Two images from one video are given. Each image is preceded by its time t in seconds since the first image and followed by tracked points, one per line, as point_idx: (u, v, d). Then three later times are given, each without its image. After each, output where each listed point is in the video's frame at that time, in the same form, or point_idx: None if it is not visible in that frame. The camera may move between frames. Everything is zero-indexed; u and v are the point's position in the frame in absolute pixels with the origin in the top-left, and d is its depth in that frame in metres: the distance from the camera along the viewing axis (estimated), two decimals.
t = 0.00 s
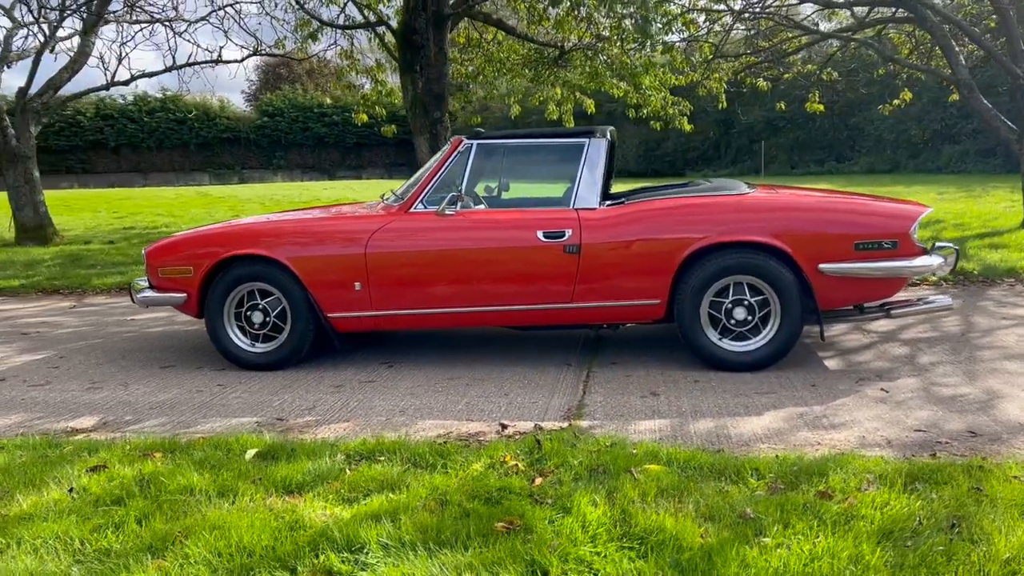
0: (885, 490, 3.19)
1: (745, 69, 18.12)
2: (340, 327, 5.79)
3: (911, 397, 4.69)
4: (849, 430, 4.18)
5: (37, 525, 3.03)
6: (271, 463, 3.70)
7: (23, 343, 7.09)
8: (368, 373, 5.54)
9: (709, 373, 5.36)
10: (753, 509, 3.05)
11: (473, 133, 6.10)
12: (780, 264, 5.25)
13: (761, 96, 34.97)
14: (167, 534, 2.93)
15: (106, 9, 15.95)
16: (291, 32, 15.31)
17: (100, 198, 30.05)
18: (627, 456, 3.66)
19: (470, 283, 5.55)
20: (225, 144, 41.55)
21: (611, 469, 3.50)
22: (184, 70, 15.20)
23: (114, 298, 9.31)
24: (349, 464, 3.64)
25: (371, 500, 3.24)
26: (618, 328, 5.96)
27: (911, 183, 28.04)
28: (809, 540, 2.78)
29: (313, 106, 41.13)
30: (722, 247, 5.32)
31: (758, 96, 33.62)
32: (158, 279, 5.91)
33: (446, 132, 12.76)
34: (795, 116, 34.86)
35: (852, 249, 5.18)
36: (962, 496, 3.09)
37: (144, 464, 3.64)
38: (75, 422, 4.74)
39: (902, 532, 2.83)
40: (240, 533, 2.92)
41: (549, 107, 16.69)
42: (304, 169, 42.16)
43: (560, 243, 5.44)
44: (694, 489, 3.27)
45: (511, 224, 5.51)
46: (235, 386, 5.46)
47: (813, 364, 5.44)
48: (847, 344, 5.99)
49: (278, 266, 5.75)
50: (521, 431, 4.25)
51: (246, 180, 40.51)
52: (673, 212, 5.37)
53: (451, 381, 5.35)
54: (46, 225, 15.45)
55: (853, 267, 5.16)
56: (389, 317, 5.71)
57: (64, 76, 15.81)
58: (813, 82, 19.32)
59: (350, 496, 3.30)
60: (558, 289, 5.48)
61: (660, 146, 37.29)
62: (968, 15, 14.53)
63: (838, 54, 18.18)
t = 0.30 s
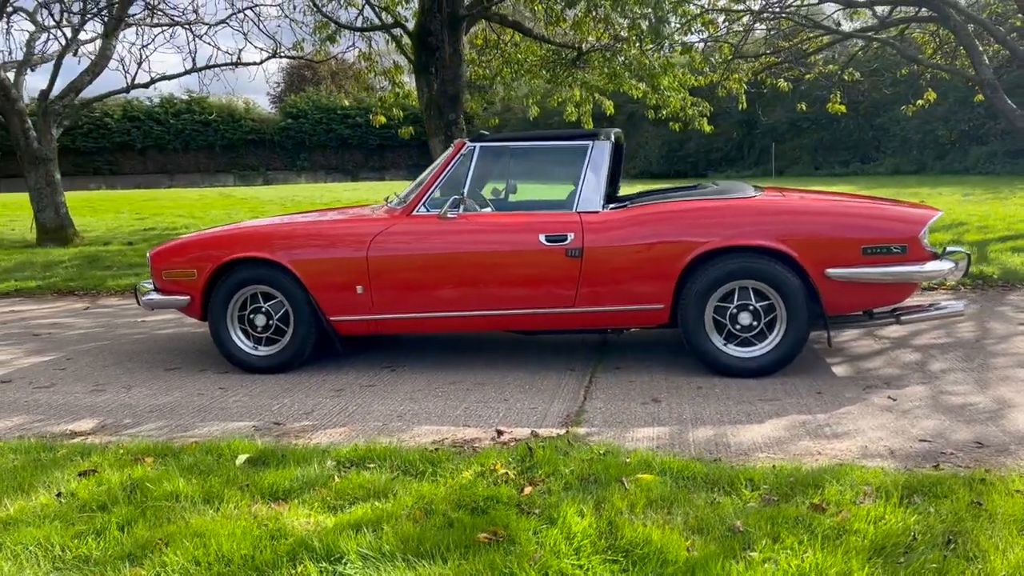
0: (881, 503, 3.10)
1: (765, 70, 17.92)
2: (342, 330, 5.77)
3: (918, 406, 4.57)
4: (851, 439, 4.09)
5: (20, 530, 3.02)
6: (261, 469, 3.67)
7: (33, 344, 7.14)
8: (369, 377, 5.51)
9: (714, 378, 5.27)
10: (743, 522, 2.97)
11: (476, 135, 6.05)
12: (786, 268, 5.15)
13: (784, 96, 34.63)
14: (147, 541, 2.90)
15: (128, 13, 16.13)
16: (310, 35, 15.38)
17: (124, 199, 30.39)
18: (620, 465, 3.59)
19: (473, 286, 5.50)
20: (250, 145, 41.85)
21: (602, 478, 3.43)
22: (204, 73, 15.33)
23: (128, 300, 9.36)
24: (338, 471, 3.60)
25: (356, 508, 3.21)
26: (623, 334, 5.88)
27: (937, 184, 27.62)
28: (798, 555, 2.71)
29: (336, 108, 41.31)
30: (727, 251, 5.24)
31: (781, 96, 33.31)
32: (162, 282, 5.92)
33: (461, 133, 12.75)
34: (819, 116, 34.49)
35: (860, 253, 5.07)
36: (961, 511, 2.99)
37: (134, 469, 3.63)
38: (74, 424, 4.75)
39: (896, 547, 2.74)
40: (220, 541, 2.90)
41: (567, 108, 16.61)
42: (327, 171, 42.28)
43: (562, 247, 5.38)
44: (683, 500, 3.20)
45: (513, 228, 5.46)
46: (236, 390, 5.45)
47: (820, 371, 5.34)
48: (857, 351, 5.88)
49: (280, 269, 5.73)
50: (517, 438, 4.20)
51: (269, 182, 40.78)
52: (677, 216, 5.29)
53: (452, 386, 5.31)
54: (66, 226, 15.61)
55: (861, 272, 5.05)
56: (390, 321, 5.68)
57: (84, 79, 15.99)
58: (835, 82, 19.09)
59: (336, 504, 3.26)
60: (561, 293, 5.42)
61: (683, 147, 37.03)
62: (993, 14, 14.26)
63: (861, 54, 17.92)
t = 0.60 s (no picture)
0: (876, 513, 3.03)
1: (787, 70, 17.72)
2: (346, 332, 5.77)
3: (925, 412, 4.48)
4: (852, 446, 4.01)
5: (9, 532, 3.04)
6: (253, 471, 3.67)
7: (45, 344, 7.21)
8: (372, 380, 5.50)
9: (718, 382, 5.20)
10: (732, 531, 2.92)
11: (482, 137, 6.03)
12: (791, 271, 5.08)
13: (808, 96, 34.28)
14: (132, 544, 2.91)
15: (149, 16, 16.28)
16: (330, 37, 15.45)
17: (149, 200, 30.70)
18: (612, 470, 3.55)
19: (477, 289, 5.48)
20: (275, 146, 42.12)
21: (594, 484, 3.40)
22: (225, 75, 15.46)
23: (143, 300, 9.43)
24: (330, 474, 3.59)
25: (343, 512, 3.19)
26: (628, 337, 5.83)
27: (964, 185, 27.20)
28: (785, 567, 2.65)
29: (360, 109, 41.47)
30: (732, 254, 5.17)
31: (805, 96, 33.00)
32: (169, 283, 5.95)
33: (478, 133, 12.73)
34: (844, 117, 34.11)
35: (867, 256, 4.98)
36: (957, 522, 2.92)
37: (127, 471, 3.64)
38: (77, 425, 4.79)
39: (886, 559, 2.68)
40: (204, 544, 2.89)
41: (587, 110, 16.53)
42: (351, 172, 42.43)
43: (565, 249, 5.34)
44: (674, 507, 3.16)
45: (516, 230, 5.42)
46: (240, 392, 5.47)
47: (827, 376, 5.26)
48: (867, 356, 5.78)
49: (285, 271, 5.75)
50: (514, 442, 4.17)
51: (293, 183, 41.03)
52: (681, 219, 5.22)
53: (454, 389, 5.29)
54: (88, 227, 15.77)
55: (868, 275, 4.97)
56: (394, 322, 5.67)
57: (107, 81, 16.16)
58: (859, 83, 18.86)
59: (324, 508, 3.25)
60: (563, 296, 5.38)
61: (706, 148, 36.78)
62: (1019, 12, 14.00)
63: (884, 53, 17.69)
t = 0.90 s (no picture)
0: (856, 522, 3.00)
1: (804, 71, 17.58)
2: (345, 335, 5.79)
3: (921, 420, 4.42)
4: (843, 454, 3.97)
5: None
6: (239, 474, 3.69)
7: (54, 345, 7.29)
8: (369, 383, 5.51)
9: (715, 388, 5.17)
10: (707, 540, 2.90)
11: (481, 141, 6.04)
12: (789, 276, 5.03)
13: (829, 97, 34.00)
14: (110, 546, 2.93)
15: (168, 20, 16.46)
16: (347, 40, 15.52)
17: (171, 202, 31.03)
18: (595, 476, 3.54)
19: (474, 292, 5.48)
20: (297, 149, 42.43)
21: (576, 490, 3.39)
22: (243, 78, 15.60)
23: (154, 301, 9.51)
24: (314, 478, 3.61)
25: (323, 516, 3.20)
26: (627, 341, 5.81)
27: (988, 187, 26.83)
28: None
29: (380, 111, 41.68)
30: (728, 258, 5.13)
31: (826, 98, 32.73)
32: (171, 286, 5.99)
33: (489, 136, 12.73)
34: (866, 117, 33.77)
35: (865, 261, 4.92)
36: (937, 532, 2.88)
37: (114, 472, 3.68)
38: (75, 425, 4.85)
39: (860, 570, 2.65)
40: (180, 547, 2.91)
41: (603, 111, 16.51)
42: (373, 174, 42.63)
43: (561, 253, 5.32)
44: (653, 515, 3.14)
45: (513, 234, 5.42)
46: (238, 394, 5.51)
47: (825, 381, 5.20)
48: (869, 361, 5.71)
49: (285, 274, 5.78)
50: (503, 447, 4.17)
51: (315, 185, 41.31)
52: (677, 222, 5.19)
53: (450, 393, 5.29)
54: (106, 228, 15.96)
55: (866, 280, 4.91)
56: (392, 326, 5.68)
57: (125, 85, 16.34)
58: (878, 83, 18.66)
59: (304, 512, 3.26)
60: (560, 299, 5.36)
61: (727, 150, 36.58)
62: None
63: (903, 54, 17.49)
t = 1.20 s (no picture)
0: (820, 528, 2.99)
1: (820, 73, 17.46)
2: (339, 338, 5.85)
3: (907, 425, 4.39)
4: (822, 459, 3.95)
5: None
6: (220, 475, 3.74)
7: (60, 345, 7.41)
8: (362, 385, 5.56)
9: (704, 392, 5.17)
10: (669, 545, 2.91)
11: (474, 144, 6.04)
12: (778, 281, 5.02)
13: (850, 98, 33.72)
14: (82, 545, 2.99)
15: (185, 24, 16.66)
16: (361, 44, 15.63)
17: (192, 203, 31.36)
18: (568, 480, 3.56)
19: (465, 296, 5.52)
20: (319, 150, 42.72)
21: (547, 494, 3.41)
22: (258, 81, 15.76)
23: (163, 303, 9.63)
24: (291, 480, 3.66)
25: (295, 518, 3.25)
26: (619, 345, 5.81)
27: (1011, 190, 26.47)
28: None
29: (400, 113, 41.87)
30: (717, 263, 5.12)
31: (847, 98, 32.47)
32: (170, 287, 6.07)
33: (500, 139, 12.77)
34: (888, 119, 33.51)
35: (854, 266, 4.90)
36: (902, 539, 2.87)
37: (97, 472, 3.74)
38: (70, 425, 4.93)
39: None
40: (150, 547, 2.96)
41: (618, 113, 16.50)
42: (394, 175, 42.84)
43: (551, 257, 5.34)
44: (621, 519, 3.15)
45: (503, 238, 5.45)
46: (233, 395, 5.58)
47: (815, 387, 5.18)
48: (863, 366, 5.68)
49: (281, 277, 5.84)
50: (485, 449, 4.19)
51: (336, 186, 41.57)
52: (665, 227, 5.20)
53: (441, 395, 5.33)
54: (123, 230, 16.16)
55: (854, 286, 4.89)
56: (385, 329, 5.73)
57: (142, 89, 16.55)
58: (895, 83, 18.49)
59: (277, 513, 3.31)
60: (551, 303, 5.38)
61: (747, 151, 36.39)
62: None
63: (920, 54, 17.32)
